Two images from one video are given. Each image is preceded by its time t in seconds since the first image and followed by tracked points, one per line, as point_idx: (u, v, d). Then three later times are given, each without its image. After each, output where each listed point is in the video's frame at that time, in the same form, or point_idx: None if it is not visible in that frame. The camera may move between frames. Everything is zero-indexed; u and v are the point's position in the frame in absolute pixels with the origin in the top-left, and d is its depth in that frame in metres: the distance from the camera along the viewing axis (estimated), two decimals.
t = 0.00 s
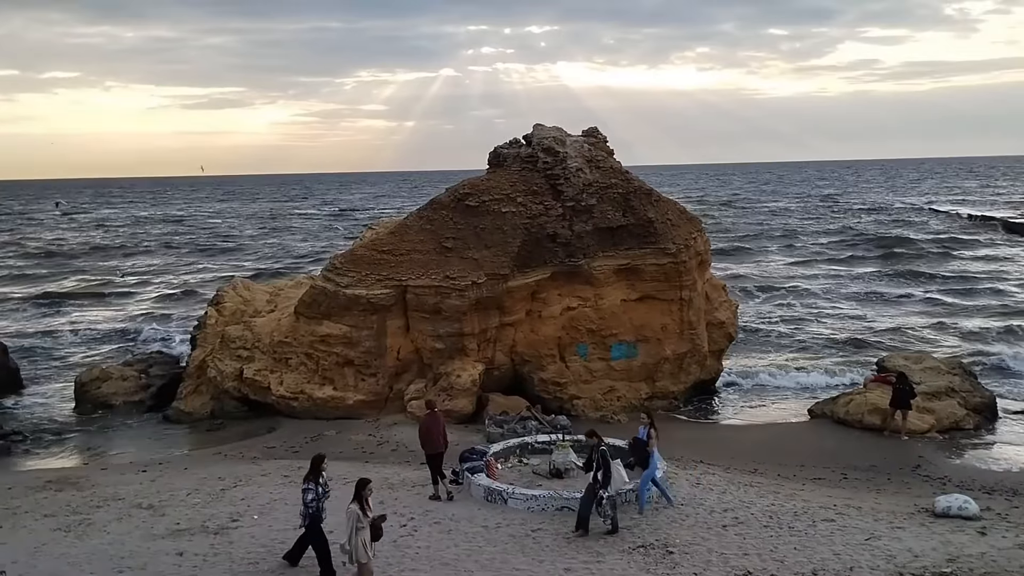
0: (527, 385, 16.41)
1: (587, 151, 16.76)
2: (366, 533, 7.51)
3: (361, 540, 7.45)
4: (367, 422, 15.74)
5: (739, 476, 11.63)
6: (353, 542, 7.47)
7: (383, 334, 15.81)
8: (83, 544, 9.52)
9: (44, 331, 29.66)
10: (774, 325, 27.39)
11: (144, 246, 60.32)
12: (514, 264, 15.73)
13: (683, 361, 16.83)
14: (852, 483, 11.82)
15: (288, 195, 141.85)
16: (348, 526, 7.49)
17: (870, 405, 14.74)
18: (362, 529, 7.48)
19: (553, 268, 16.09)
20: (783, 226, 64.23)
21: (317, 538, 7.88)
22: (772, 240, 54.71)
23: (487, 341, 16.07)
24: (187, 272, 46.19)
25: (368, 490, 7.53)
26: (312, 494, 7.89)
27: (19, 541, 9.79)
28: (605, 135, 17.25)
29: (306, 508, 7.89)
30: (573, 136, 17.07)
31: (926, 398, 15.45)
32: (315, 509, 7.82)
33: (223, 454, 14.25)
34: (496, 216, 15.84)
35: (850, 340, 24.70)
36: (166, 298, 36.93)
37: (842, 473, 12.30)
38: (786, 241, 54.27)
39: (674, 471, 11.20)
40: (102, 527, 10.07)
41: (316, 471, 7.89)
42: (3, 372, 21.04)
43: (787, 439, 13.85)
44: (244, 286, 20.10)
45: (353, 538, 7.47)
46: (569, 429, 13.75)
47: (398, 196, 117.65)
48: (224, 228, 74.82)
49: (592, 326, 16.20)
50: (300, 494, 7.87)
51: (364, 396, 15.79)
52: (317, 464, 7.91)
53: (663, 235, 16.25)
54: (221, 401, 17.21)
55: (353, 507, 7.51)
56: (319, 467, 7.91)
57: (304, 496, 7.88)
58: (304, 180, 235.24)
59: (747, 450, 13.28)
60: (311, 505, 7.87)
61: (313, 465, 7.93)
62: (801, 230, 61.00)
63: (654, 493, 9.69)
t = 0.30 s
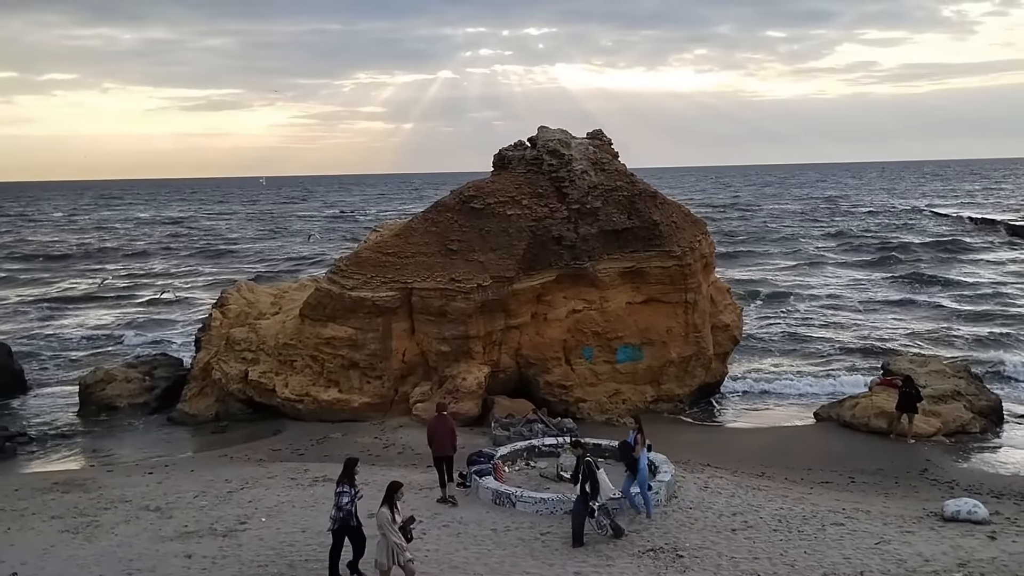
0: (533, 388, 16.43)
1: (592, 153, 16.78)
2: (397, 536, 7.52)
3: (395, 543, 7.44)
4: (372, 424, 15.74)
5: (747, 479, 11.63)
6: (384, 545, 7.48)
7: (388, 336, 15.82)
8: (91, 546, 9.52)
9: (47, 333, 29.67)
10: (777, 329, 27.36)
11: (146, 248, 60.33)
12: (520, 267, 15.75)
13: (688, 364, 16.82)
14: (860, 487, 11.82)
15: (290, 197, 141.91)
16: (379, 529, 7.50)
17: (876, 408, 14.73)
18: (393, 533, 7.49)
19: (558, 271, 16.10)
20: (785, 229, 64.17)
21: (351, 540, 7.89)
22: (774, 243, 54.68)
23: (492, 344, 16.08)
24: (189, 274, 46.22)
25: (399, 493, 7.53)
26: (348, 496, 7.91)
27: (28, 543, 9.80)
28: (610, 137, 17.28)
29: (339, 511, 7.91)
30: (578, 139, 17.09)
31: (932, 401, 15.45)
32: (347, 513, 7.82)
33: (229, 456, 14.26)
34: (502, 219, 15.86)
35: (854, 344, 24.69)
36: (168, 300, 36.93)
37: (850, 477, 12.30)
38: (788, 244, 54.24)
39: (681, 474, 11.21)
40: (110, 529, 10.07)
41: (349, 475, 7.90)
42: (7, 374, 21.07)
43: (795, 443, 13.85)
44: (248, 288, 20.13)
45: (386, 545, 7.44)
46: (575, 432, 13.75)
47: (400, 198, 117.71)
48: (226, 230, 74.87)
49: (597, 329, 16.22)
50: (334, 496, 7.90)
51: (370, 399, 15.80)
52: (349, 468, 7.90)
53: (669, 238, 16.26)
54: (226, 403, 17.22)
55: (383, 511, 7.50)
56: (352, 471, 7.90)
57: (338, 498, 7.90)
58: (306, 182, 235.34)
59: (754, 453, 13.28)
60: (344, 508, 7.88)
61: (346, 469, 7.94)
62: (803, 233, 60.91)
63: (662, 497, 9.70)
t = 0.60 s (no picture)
0: (539, 391, 16.44)
1: (598, 155, 16.78)
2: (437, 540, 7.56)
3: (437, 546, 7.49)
4: (379, 427, 15.75)
5: (755, 482, 11.63)
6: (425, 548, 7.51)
7: (395, 339, 15.83)
8: (102, 548, 9.54)
9: (51, 336, 29.71)
10: (782, 332, 27.33)
11: (149, 251, 60.40)
12: (526, 269, 15.76)
13: (695, 366, 16.81)
14: (870, 490, 11.80)
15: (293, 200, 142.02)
16: (419, 534, 7.51)
17: (884, 411, 14.72)
18: (433, 536, 7.53)
19: (564, 273, 16.11)
20: (789, 232, 64.08)
21: (388, 546, 7.81)
22: (778, 246, 54.59)
23: (498, 346, 16.09)
24: (193, 276, 46.28)
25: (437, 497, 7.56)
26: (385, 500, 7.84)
27: (39, 545, 9.81)
28: (616, 139, 17.28)
29: (377, 517, 7.84)
30: (584, 141, 17.10)
31: (940, 404, 15.42)
32: (386, 518, 7.75)
33: (237, 459, 14.28)
34: (507, 221, 15.87)
35: (860, 347, 24.65)
36: (172, 303, 36.96)
37: (860, 480, 12.29)
38: (792, 247, 54.14)
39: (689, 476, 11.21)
40: (120, 532, 10.09)
41: (387, 478, 7.85)
42: (14, 377, 21.15)
43: (803, 445, 13.84)
44: (254, 290, 20.16)
45: (424, 549, 7.53)
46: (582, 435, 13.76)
47: (403, 201, 117.63)
48: (229, 233, 74.97)
49: (603, 331, 16.22)
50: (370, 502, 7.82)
51: (376, 402, 15.82)
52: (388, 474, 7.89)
53: (675, 240, 16.27)
54: (232, 405, 17.24)
55: (422, 515, 7.51)
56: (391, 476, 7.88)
57: (375, 503, 7.83)
58: (309, 184, 235.77)
59: (762, 456, 13.27)
60: (382, 514, 7.82)
61: (382, 473, 7.89)
62: (807, 236, 60.78)
63: (672, 499, 9.71)
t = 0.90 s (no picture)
0: (550, 394, 16.46)
1: (609, 158, 16.79)
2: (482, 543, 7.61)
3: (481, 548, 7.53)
4: (390, 430, 15.79)
5: (770, 486, 11.62)
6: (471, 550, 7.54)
7: (406, 342, 15.86)
8: (118, 551, 9.58)
9: (60, 339, 29.82)
10: (791, 336, 27.28)
11: (156, 253, 60.58)
12: (537, 272, 15.78)
13: (706, 370, 16.81)
14: (885, 494, 11.79)
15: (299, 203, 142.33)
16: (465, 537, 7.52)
17: (897, 415, 14.69)
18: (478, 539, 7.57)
19: (575, 276, 16.12)
20: (796, 235, 63.93)
21: (434, 550, 7.75)
22: (785, 250, 54.47)
23: (509, 349, 16.11)
24: (201, 279, 46.42)
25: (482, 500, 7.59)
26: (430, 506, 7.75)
27: (55, 548, 9.86)
28: (627, 142, 17.29)
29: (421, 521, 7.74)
30: (595, 144, 17.11)
31: (953, 408, 15.39)
32: (433, 522, 7.67)
33: (249, 462, 14.33)
34: (518, 224, 15.88)
35: (869, 351, 24.58)
36: (180, 306, 37.06)
37: (874, 484, 12.28)
38: (800, 251, 54.01)
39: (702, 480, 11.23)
40: (135, 535, 10.13)
41: (431, 482, 7.79)
42: (24, 381, 21.24)
43: (817, 449, 13.82)
44: (263, 293, 20.22)
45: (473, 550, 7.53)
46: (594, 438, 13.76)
47: (409, 203, 117.75)
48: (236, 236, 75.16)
49: (614, 334, 16.24)
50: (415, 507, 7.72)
51: (387, 405, 15.85)
52: (432, 477, 7.82)
53: (686, 243, 16.28)
54: (242, 408, 17.29)
55: (469, 518, 7.53)
56: (434, 480, 7.83)
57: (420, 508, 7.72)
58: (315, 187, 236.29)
59: (775, 460, 13.26)
60: (427, 517, 7.72)
61: (426, 478, 7.82)
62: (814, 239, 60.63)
63: (688, 503, 9.72)
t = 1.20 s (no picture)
0: (560, 397, 16.47)
1: (619, 161, 16.78)
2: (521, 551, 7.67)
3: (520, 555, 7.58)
4: (399, 432, 15.81)
5: (781, 489, 11.61)
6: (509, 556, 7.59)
7: (415, 345, 15.87)
8: (131, 553, 9.62)
9: (68, 341, 29.92)
10: (799, 339, 27.19)
11: (164, 256, 60.73)
12: (547, 275, 15.78)
13: (716, 372, 16.79)
14: (898, 498, 11.76)
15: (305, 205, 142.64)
16: (505, 544, 7.60)
17: (908, 418, 14.64)
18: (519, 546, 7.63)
19: (585, 279, 16.12)
20: (803, 238, 63.69)
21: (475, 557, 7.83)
22: (792, 252, 54.29)
23: (519, 352, 16.12)
24: (208, 282, 46.53)
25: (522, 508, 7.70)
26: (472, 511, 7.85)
27: (68, 550, 9.90)
28: (637, 145, 17.27)
29: (463, 526, 7.83)
30: (605, 147, 17.09)
31: (965, 411, 15.33)
32: (475, 527, 7.76)
33: (260, 464, 14.37)
34: (528, 227, 15.88)
35: (879, 354, 24.49)
36: (188, 308, 37.15)
37: (887, 488, 12.24)
38: (807, 254, 53.82)
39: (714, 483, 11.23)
40: (148, 537, 10.17)
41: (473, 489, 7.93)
42: (32, 384, 21.35)
43: (830, 452, 13.80)
44: (273, 296, 20.26)
45: (511, 557, 7.59)
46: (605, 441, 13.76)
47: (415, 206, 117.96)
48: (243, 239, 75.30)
49: (625, 337, 16.23)
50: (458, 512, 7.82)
51: (397, 407, 15.87)
52: (474, 484, 7.95)
53: (696, 246, 16.26)
54: (252, 411, 17.34)
55: (510, 525, 7.63)
56: (476, 487, 7.96)
57: (463, 513, 7.82)
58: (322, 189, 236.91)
59: (788, 463, 13.23)
60: (470, 523, 7.81)
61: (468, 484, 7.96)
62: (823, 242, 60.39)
63: (701, 507, 9.71)
